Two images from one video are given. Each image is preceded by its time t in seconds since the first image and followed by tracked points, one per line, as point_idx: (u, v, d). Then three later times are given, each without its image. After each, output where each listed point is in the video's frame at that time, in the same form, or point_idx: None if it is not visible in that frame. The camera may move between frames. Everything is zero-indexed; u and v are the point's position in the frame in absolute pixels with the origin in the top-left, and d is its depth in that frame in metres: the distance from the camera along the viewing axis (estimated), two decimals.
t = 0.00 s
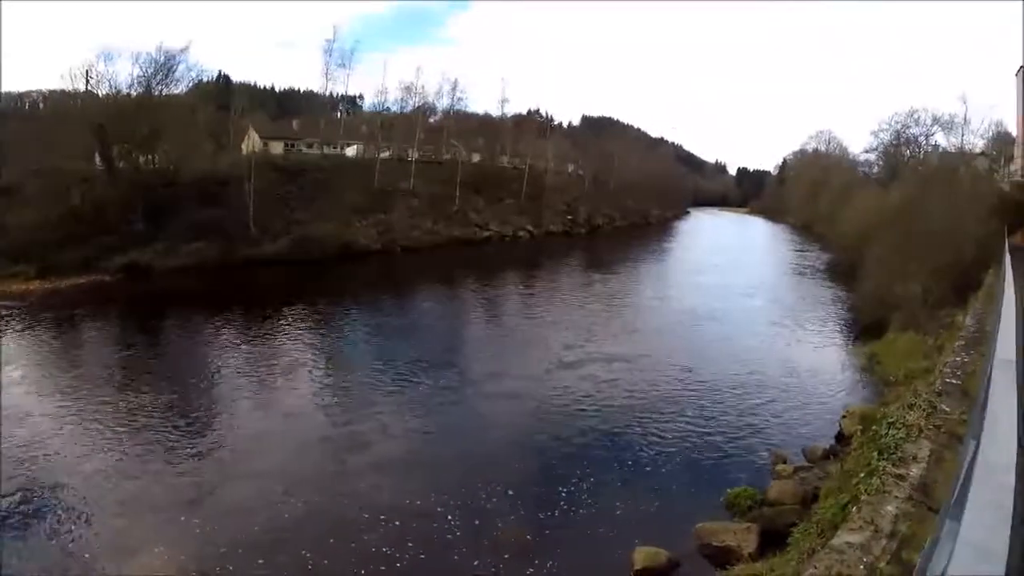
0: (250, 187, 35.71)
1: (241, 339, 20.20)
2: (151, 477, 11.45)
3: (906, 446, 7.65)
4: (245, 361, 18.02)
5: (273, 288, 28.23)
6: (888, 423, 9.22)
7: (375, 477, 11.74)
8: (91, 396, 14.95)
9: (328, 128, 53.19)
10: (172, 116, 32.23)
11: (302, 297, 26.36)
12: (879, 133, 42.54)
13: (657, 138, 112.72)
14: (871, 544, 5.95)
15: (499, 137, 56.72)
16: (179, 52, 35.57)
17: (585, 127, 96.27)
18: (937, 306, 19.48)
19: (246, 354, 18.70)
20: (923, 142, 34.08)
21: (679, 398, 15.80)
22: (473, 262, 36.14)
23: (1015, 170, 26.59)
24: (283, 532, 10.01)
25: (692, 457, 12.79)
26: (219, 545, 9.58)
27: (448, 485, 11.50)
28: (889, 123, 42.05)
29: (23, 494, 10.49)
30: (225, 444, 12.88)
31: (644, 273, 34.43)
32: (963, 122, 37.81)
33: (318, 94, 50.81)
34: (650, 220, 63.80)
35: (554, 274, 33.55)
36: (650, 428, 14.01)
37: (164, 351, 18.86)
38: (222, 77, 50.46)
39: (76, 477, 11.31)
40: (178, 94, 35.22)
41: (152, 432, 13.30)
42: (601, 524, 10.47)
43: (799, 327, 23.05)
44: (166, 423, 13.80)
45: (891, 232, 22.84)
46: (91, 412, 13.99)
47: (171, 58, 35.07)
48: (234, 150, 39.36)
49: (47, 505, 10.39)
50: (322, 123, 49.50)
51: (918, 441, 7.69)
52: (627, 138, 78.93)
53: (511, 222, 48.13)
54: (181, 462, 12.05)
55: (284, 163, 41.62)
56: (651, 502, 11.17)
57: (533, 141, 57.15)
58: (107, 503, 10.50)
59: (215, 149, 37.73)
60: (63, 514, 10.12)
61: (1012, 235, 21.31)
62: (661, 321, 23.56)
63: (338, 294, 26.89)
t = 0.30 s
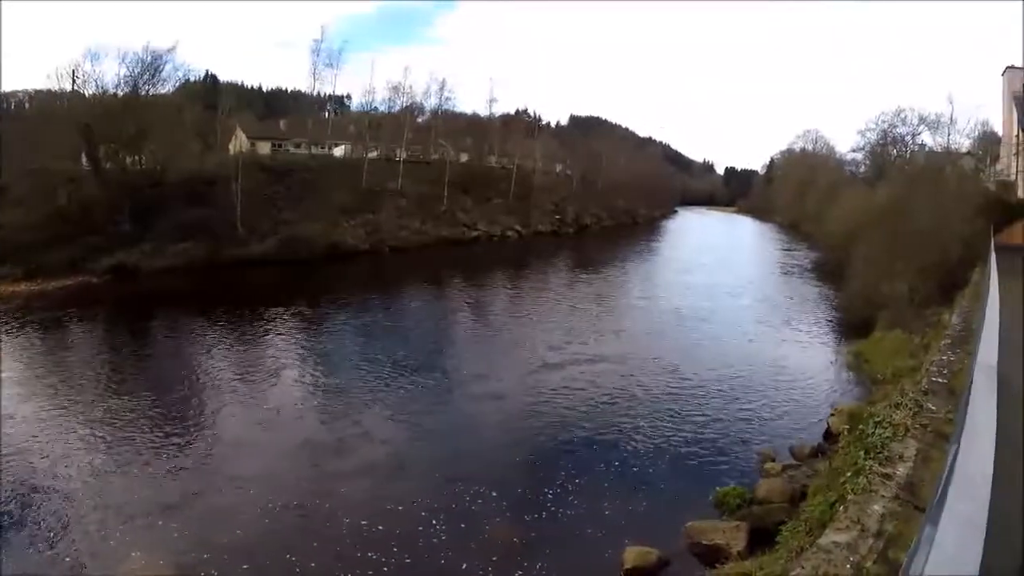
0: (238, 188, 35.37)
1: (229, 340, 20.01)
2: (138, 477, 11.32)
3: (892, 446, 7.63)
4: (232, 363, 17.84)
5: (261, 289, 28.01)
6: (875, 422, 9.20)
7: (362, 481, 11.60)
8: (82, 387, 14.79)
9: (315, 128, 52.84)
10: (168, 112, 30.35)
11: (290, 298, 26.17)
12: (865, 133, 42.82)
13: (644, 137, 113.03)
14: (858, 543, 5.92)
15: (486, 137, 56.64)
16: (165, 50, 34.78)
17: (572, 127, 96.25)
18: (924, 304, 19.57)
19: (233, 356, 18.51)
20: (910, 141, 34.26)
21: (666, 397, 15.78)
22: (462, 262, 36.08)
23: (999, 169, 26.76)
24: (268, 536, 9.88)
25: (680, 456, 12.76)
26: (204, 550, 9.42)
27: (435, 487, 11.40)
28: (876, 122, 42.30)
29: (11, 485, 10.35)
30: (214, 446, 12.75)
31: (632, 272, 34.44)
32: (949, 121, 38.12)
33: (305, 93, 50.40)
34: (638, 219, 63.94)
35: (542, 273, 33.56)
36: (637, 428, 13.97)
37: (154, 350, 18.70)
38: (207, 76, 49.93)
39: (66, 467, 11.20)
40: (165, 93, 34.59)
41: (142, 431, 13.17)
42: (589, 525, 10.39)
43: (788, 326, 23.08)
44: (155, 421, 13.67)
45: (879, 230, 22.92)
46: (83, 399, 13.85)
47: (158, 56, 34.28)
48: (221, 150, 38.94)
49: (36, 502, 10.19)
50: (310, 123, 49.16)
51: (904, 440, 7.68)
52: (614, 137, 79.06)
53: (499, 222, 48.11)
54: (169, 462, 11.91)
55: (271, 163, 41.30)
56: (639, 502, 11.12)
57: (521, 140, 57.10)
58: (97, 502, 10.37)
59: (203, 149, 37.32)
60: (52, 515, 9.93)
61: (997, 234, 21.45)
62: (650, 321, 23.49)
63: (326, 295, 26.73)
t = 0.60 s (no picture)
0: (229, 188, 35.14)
1: (220, 342, 19.88)
2: (133, 479, 11.20)
3: (882, 447, 7.62)
4: (224, 366, 17.72)
5: (253, 290, 27.85)
6: (866, 423, 9.19)
7: (354, 485, 11.51)
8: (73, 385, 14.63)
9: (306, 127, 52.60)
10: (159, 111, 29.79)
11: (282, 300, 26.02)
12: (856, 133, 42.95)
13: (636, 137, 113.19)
14: (849, 545, 5.90)
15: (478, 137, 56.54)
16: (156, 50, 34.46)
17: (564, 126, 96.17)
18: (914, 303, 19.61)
19: (224, 358, 18.38)
20: (900, 141, 34.39)
21: (658, 398, 15.74)
22: (454, 262, 36.00)
23: (989, 169, 26.88)
24: (259, 541, 9.81)
25: (673, 457, 12.72)
26: (194, 555, 9.33)
27: (427, 490, 11.34)
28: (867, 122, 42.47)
29: (6, 486, 10.18)
30: (207, 448, 12.64)
31: (624, 272, 34.44)
32: (939, 121, 38.29)
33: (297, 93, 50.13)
34: (629, 218, 63.97)
35: (534, 273, 33.53)
36: (629, 428, 13.93)
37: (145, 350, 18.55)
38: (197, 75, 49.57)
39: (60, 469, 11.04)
40: (156, 93, 34.28)
41: (135, 432, 13.04)
42: (581, 527, 10.35)
43: (781, 326, 23.05)
44: (147, 421, 13.55)
45: (870, 229, 22.96)
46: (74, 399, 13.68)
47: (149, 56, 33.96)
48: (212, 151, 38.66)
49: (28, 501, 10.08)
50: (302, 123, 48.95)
51: (895, 441, 7.66)
52: (605, 137, 79.11)
53: (490, 222, 48.08)
54: (165, 462, 11.82)
55: (263, 163, 41.07)
56: (631, 503, 11.09)
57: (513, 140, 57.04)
58: (88, 504, 10.28)
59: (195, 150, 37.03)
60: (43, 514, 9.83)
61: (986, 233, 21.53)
62: (642, 321, 23.42)
63: (317, 296, 26.60)
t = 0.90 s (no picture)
0: (225, 188, 35.01)
1: (217, 343, 19.80)
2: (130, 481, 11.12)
3: (878, 450, 7.57)
4: (220, 366, 17.64)
5: (248, 291, 27.73)
6: (862, 426, 9.15)
7: (348, 487, 11.43)
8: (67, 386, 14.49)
9: (301, 128, 52.41)
10: (153, 110, 29.70)
11: (277, 300, 25.91)
12: (852, 132, 43.00)
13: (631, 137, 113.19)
14: (845, 550, 5.86)
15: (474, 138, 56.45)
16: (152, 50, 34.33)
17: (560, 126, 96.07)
18: (911, 303, 19.54)
19: (220, 359, 18.30)
20: (896, 140, 34.42)
21: (654, 398, 15.69)
22: (450, 262, 35.94)
23: (984, 168, 26.88)
24: (251, 544, 9.77)
25: (670, 458, 12.70)
26: (188, 558, 9.26)
27: (423, 492, 11.29)
28: (863, 122, 42.50)
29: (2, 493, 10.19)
30: (204, 450, 12.57)
31: (620, 272, 34.38)
32: (934, 121, 38.37)
33: (292, 93, 49.91)
34: (625, 218, 64.00)
35: (530, 274, 33.50)
36: (626, 429, 13.88)
37: (140, 352, 18.41)
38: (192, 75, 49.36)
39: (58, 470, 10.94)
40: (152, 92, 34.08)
41: (130, 434, 12.94)
42: (577, 530, 10.29)
43: (778, 326, 23.03)
44: (143, 423, 13.45)
45: (867, 229, 22.92)
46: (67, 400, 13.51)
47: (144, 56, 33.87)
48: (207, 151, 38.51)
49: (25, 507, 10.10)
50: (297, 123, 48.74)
51: (891, 444, 7.61)
52: (601, 137, 79.13)
53: (486, 222, 48.03)
54: (160, 464, 11.77)
55: (258, 163, 40.93)
56: (627, 505, 11.03)
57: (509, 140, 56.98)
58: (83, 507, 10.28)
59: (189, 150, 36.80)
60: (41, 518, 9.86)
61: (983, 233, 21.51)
62: (639, 321, 23.34)
63: (313, 297, 26.53)
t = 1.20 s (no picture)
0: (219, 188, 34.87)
1: (211, 344, 19.73)
2: (126, 486, 11.10)
3: (873, 454, 7.57)
4: (216, 366, 17.59)
5: (242, 291, 27.60)
6: (856, 427, 9.14)
7: (343, 486, 11.36)
8: (58, 399, 14.49)
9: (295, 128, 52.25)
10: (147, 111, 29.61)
11: (271, 301, 25.81)
12: (846, 132, 43.07)
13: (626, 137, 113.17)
14: (839, 555, 5.87)
15: (468, 138, 56.36)
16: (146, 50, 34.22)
17: (554, 126, 96.01)
18: (905, 302, 19.80)
19: (216, 359, 18.25)
20: (889, 139, 34.45)
21: (649, 398, 15.65)
22: (444, 263, 35.87)
23: (977, 168, 26.94)
24: (245, 542, 9.67)
25: (665, 458, 12.66)
26: (181, 561, 9.18)
27: (417, 491, 11.21)
28: (857, 121, 42.58)
29: None
30: (201, 450, 12.56)
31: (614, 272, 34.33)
32: (928, 120, 38.45)
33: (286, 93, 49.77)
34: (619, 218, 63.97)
35: (524, 274, 33.47)
36: (621, 429, 13.84)
37: (133, 355, 18.32)
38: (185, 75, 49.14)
39: (52, 486, 10.96)
40: (146, 92, 33.95)
41: (124, 438, 12.90)
42: (572, 531, 10.16)
43: (771, 325, 23.05)
44: (137, 427, 13.40)
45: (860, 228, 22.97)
46: (59, 416, 13.49)
47: (138, 56, 33.76)
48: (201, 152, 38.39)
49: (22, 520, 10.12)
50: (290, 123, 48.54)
51: (886, 447, 7.62)
52: (595, 137, 79.13)
53: (480, 222, 47.99)
54: (156, 468, 11.74)
55: (252, 164, 40.78)
56: (621, 507, 10.94)
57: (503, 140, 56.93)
58: (78, 514, 10.27)
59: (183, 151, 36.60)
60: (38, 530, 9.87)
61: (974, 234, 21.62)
62: (633, 321, 23.31)
63: (307, 297, 26.44)
